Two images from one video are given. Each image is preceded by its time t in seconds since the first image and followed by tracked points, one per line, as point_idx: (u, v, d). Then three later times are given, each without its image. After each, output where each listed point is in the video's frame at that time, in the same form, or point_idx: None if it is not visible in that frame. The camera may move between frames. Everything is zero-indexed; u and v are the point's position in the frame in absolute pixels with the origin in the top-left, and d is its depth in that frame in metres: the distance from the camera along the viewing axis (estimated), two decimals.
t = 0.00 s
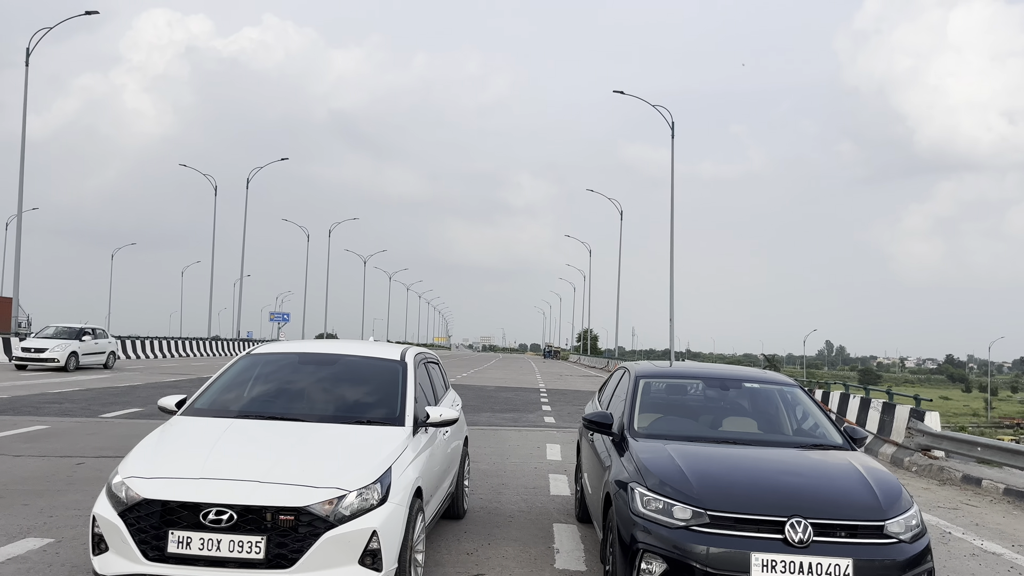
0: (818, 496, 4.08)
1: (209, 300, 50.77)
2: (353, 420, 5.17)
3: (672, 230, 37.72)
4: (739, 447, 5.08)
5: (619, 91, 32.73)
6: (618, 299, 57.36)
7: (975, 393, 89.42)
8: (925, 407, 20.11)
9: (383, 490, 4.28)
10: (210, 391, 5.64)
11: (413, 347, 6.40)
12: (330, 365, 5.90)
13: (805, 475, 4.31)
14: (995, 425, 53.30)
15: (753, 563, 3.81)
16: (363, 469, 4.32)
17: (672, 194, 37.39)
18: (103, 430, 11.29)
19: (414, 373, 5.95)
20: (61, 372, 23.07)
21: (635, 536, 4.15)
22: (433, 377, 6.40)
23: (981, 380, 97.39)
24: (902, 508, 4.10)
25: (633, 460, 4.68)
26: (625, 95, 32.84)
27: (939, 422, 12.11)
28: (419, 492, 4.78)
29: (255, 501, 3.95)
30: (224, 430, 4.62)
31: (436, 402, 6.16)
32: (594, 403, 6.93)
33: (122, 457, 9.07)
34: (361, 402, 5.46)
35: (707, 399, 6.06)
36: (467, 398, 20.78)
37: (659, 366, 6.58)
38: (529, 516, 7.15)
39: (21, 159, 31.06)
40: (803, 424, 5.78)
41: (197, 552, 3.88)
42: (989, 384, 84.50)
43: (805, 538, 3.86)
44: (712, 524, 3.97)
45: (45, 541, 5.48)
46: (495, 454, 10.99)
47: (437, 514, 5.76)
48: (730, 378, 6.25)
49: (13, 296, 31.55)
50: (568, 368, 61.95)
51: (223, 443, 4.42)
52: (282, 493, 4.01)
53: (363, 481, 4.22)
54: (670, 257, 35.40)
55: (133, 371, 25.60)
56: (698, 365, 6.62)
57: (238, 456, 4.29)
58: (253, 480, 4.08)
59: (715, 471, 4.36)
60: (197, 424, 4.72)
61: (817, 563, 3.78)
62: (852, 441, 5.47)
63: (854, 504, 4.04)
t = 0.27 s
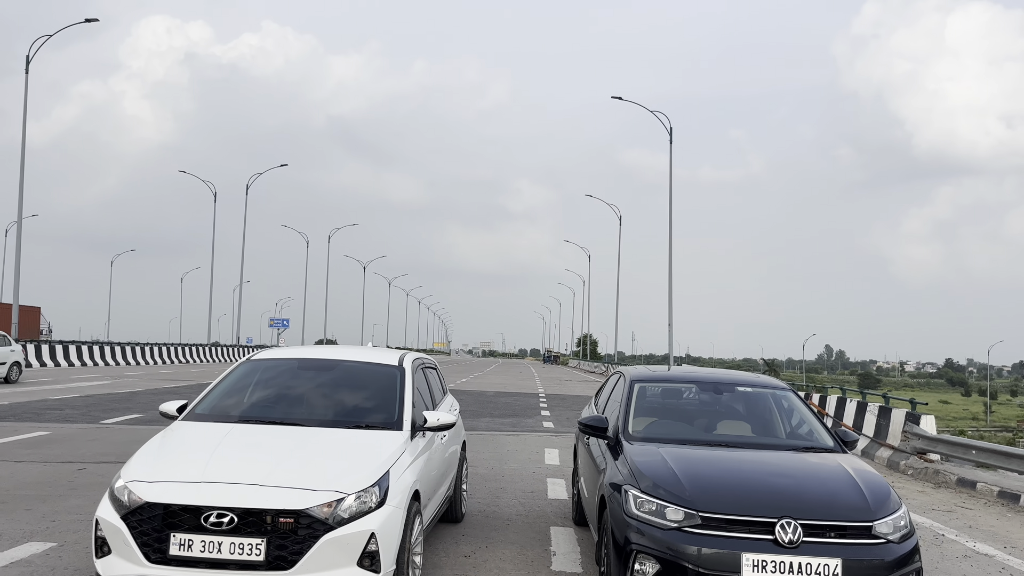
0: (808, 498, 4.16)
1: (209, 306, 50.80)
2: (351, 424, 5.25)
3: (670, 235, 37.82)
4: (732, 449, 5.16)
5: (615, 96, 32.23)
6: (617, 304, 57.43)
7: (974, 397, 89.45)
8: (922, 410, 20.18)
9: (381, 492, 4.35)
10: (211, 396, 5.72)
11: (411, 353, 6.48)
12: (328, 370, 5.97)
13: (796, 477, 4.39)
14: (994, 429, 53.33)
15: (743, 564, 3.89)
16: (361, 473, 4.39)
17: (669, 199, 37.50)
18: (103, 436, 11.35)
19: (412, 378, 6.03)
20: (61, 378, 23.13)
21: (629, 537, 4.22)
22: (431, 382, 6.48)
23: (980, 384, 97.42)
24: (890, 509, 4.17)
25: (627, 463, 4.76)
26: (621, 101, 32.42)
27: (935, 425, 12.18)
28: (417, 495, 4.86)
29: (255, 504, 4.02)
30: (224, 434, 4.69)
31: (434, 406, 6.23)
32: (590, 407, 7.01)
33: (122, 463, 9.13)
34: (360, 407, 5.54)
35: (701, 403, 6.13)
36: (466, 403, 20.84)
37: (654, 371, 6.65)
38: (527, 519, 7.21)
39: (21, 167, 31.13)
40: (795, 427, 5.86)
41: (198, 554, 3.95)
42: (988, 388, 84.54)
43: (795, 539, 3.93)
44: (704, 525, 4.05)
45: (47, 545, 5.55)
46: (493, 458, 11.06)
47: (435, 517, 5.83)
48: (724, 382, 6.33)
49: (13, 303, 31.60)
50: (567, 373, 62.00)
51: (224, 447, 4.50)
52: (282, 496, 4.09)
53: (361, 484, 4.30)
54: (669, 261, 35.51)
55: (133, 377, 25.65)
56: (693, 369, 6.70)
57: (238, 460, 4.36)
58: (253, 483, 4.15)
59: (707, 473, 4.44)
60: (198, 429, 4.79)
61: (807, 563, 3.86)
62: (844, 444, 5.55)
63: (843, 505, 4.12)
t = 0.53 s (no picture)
0: (807, 501, 4.24)
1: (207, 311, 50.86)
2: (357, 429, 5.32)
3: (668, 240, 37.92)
4: (732, 453, 5.24)
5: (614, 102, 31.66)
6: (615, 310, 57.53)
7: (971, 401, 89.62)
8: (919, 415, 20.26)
9: (387, 496, 4.43)
10: (218, 402, 5.79)
11: (415, 359, 6.56)
12: (333, 375, 6.05)
13: (795, 480, 4.47)
14: (991, 433, 53.45)
15: (744, 565, 3.97)
16: (368, 477, 4.47)
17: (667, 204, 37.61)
18: (105, 441, 11.40)
19: (416, 383, 6.10)
20: (61, 384, 23.16)
21: (632, 540, 4.30)
22: (434, 387, 6.56)
23: (977, 389, 97.60)
24: (888, 512, 4.26)
25: (630, 466, 4.84)
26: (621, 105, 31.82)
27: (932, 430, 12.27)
28: (422, 498, 4.93)
29: (265, 508, 4.10)
30: (233, 439, 4.77)
31: (438, 411, 6.31)
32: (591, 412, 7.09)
33: (126, 468, 9.19)
34: (365, 412, 5.62)
35: (702, 408, 6.22)
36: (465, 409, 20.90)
37: (655, 376, 6.74)
38: (528, 523, 7.28)
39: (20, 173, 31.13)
40: (794, 431, 5.94)
41: (209, 557, 4.02)
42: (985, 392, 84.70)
43: (795, 541, 4.01)
44: (706, 528, 4.13)
45: (56, 549, 5.61)
46: (494, 463, 11.12)
47: (439, 521, 5.90)
48: (724, 387, 6.42)
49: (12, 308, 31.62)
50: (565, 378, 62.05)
51: (234, 452, 4.58)
52: (291, 500, 4.16)
53: (369, 488, 4.37)
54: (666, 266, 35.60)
55: (131, 383, 25.67)
56: (693, 374, 6.78)
57: (248, 464, 4.44)
58: (262, 487, 4.23)
59: (709, 477, 4.52)
60: (207, 434, 4.87)
61: (807, 564, 3.94)
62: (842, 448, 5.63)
63: (842, 507, 4.20)
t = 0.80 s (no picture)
0: (811, 504, 4.32)
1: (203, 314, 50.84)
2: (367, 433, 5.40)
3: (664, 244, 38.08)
4: (735, 457, 5.33)
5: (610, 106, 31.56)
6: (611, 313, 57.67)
7: (965, 405, 89.97)
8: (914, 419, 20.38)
9: (399, 499, 4.50)
10: (227, 406, 5.86)
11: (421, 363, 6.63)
12: (341, 380, 6.12)
13: (799, 484, 4.56)
14: (986, 437, 53.67)
15: (750, 567, 4.05)
16: (380, 480, 4.54)
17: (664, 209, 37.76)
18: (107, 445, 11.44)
19: (423, 388, 6.18)
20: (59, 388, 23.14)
21: (639, 542, 4.37)
22: (440, 391, 6.63)
23: (971, 393, 97.95)
24: (890, 515, 4.35)
25: (636, 470, 4.92)
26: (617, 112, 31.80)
27: (929, 434, 12.37)
28: (431, 502, 5.00)
29: (279, 511, 4.16)
30: (246, 443, 4.84)
31: (444, 416, 6.38)
32: (595, 417, 7.17)
33: (130, 472, 9.23)
34: (374, 417, 5.69)
35: (704, 412, 6.30)
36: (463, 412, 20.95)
37: (657, 381, 6.82)
38: (532, 527, 7.36)
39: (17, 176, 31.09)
40: (796, 435, 6.03)
41: (225, 559, 4.09)
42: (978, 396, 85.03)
43: (799, 543, 4.10)
44: (711, 531, 4.21)
45: (67, 552, 5.67)
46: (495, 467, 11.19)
47: (446, 524, 5.97)
48: (726, 392, 6.51)
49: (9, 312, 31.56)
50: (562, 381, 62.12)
51: (247, 455, 4.65)
52: (305, 503, 4.23)
53: (380, 491, 4.44)
54: (663, 270, 35.71)
55: (129, 386, 25.65)
56: (695, 379, 6.87)
57: (261, 468, 4.51)
58: (276, 490, 4.30)
59: (714, 480, 4.60)
60: (219, 438, 4.93)
61: (811, 566, 4.03)
62: (843, 452, 5.72)
63: (845, 510, 4.29)
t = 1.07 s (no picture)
0: (808, 504, 4.41)
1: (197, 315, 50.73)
2: (370, 434, 5.47)
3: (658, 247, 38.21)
4: (733, 458, 5.42)
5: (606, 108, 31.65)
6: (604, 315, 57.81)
7: (955, 407, 90.43)
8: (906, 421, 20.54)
9: (404, 499, 4.57)
10: (231, 407, 5.92)
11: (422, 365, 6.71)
12: (344, 382, 6.19)
13: (796, 484, 4.65)
14: (977, 439, 53.99)
15: (749, 566, 4.14)
16: (385, 480, 4.61)
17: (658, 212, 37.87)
18: (105, 446, 11.46)
19: (425, 389, 6.25)
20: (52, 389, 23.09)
21: (639, 541, 4.46)
22: (441, 393, 6.70)
23: (962, 395, 98.45)
24: (885, 515, 4.44)
25: (636, 470, 5.00)
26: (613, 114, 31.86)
27: (921, 435, 12.50)
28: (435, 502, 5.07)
29: (287, 510, 4.23)
30: (251, 443, 4.90)
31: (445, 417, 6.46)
32: (593, 418, 7.25)
33: (129, 472, 9.26)
34: (377, 418, 5.76)
35: (702, 414, 6.39)
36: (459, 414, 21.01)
37: (655, 383, 6.92)
38: (530, 527, 7.43)
39: (10, 175, 30.97)
40: (791, 436, 6.13)
41: (233, 557, 4.15)
42: (969, 399, 85.48)
43: (796, 542, 4.19)
44: (711, 530, 4.29)
45: (71, 552, 5.72)
46: (491, 468, 11.26)
47: (447, 524, 6.04)
48: (723, 394, 6.60)
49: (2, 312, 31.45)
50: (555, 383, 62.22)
51: (253, 456, 4.71)
52: (312, 502, 4.30)
53: (386, 491, 4.51)
54: (657, 272, 35.85)
55: (123, 387, 25.62)
56: (692, 381, 6.97)
57: (268, 468, 4.57)
58: (283, 490, 4.36)
59: (713, 480, 4.69)
60: (225, 439, 5.00)
61: (809, 565, 4.12)
62: (838, 453, 5.82)
63: (841, 510, 4.38)
